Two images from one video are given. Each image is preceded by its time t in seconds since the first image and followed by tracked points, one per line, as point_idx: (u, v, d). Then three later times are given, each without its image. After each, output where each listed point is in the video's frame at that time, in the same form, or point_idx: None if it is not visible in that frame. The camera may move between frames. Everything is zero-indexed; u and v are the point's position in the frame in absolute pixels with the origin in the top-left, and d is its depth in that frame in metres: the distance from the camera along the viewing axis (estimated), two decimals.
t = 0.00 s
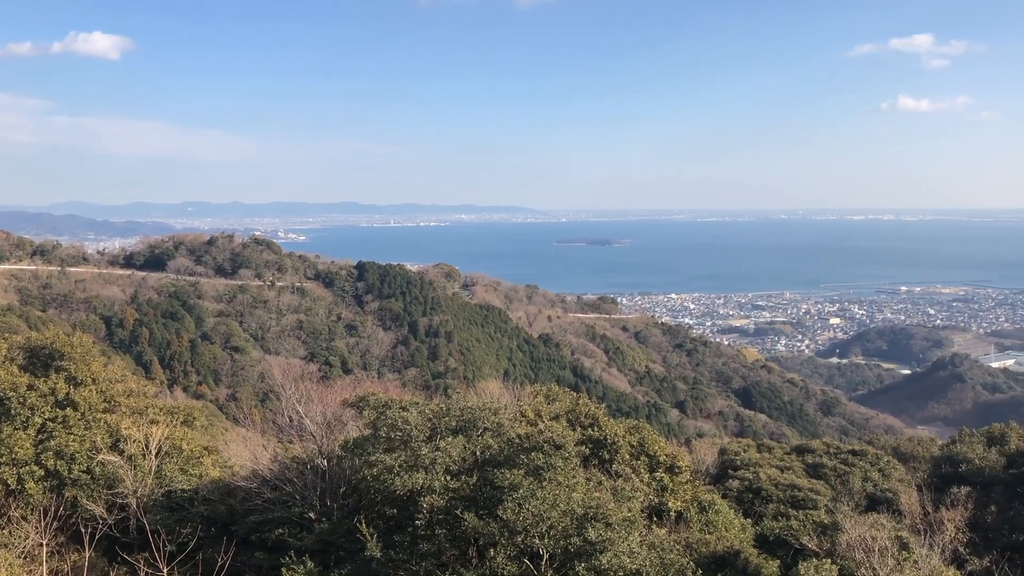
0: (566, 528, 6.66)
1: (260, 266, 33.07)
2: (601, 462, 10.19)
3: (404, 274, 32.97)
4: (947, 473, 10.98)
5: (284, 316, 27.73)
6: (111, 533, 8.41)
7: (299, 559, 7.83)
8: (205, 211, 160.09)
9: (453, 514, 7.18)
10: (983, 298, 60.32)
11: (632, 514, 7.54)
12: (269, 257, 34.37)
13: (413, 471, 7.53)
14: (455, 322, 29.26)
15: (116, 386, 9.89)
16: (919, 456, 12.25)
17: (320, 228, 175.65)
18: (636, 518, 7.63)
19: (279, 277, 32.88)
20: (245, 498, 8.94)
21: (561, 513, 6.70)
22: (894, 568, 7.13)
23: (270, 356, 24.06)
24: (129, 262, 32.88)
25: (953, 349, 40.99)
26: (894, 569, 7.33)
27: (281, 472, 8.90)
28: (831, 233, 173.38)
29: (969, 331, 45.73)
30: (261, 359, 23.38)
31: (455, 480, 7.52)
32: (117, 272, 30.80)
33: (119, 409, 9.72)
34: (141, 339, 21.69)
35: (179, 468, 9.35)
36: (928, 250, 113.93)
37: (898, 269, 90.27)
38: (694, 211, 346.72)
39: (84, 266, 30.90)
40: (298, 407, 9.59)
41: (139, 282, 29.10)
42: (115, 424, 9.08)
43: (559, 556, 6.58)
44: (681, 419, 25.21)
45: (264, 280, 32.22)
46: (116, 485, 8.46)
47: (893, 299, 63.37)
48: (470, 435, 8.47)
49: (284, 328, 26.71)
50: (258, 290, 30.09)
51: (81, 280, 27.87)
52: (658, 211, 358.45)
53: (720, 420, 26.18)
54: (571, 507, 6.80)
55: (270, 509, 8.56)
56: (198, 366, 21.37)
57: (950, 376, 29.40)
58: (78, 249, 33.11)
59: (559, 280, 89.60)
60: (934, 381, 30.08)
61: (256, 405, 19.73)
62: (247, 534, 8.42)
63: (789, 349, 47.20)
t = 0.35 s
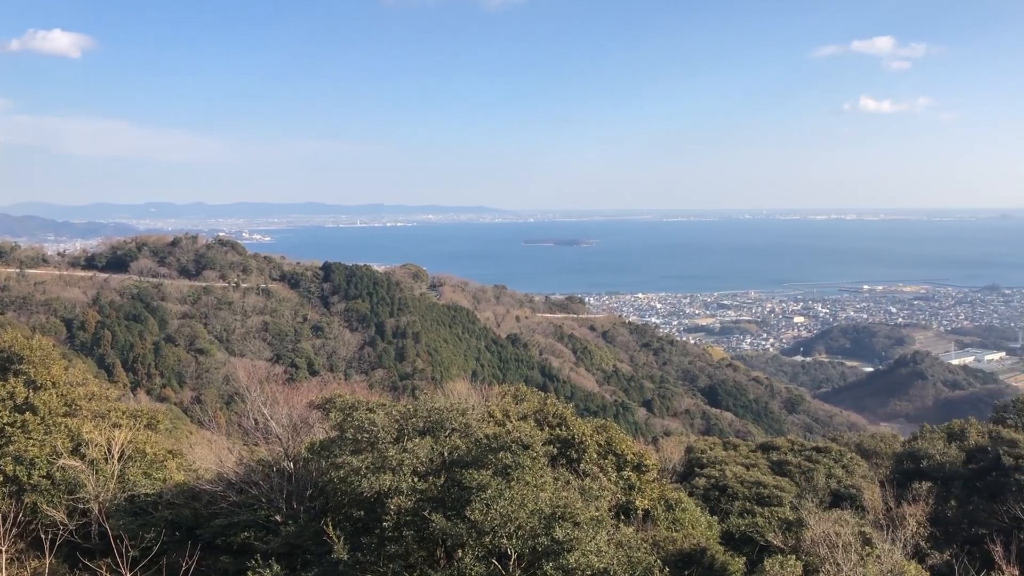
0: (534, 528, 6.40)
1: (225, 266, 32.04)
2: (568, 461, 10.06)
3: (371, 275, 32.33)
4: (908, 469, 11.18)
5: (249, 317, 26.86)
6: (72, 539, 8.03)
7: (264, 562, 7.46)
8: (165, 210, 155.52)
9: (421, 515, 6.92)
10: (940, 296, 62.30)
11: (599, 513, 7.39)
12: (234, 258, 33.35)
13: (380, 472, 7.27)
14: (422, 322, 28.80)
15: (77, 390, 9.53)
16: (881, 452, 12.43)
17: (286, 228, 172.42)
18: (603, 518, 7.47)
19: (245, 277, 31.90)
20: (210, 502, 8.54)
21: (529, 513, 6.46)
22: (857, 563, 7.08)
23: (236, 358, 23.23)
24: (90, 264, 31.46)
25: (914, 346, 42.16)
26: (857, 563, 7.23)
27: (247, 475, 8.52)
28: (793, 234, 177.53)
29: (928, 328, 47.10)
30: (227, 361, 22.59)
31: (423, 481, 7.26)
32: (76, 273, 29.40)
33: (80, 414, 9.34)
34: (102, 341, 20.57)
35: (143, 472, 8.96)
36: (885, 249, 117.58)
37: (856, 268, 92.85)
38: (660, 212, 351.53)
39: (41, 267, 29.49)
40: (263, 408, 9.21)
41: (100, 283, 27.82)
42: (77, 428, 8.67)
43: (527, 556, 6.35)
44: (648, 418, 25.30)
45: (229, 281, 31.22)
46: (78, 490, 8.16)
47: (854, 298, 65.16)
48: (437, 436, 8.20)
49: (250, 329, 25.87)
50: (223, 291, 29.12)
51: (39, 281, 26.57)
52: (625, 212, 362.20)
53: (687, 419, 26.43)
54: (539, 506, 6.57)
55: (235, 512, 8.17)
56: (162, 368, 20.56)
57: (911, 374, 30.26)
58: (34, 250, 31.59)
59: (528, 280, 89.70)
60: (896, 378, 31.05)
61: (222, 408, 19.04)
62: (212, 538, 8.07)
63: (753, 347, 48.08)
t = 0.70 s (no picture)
0: (501, 529, 6.25)
1: (187, 268, 30.85)
2: (535, 462, 9.87)
3: (336, 276, 31.53)
4: (869, 466, 11.38)
5: (212, 320, 25.83)
6: (30, 547, 7.52)
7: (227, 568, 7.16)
8: (123, 210, 150.25)
9: (387, 519, 6.67)
10: (901, 295, 64.14)
11: (565, 514, 7.28)
12: (195, 260, 32.16)
13: (345, 476, 6.96)
14: (388, 324, 28.25)
15: (34, 395, 9.47)
16: (844, 450, 12.59)
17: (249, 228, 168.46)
18: (570, 518, 7.35)
19: (207, 279, 30.77)
20: (173, 507, 8.22)
21: (495, 514, 6.33)
22: (819, 559, 7.05)
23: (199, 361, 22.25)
24: (47, 266, 29.91)
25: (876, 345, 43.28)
26: (819, 561, 7.14)
27: (209, 480, 8.11)
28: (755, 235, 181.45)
29: (889, 327, 48.39)
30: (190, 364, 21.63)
31: (389, 484, 6.99)
32: (31, 275, 27.89)
33: (37, 418, 9.20)
34: (62, 345, 19.52)
35: (104, 479, 8.60)
36: (843, 249, 120.98)
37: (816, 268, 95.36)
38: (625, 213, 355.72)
39: None
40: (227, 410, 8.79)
41: (58, 286, 26.38)
42: (34, 434, 8.48)
43: (493, 558, 6.18)
44: (614, 418, 25.32)
45: (191, 283, 30.06)
46: (35, 497, 7.73)
47: (815, 298, 66.81)
48: (403, 439, 7.87)
49: (214, 332, 24.87)
50: (185, 293, 28.02)
51: None
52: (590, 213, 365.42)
53: (653, 418, 26.61)
54: (506, 508, 6.43)
55: (198, 517, 7.87)
56: (123, 372, 19.59)
57: (873, 372, 31.06)
58: None
59: (496, 281, 89.51)
60: (858, 376, 31.82)
61: (185, 412, 18.17)
62: (174, 544, 7.74)
63: (717, 347, 48.86)
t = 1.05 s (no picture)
0: (467, 531, 6.11)
1: (150, 270, 29.68)
2: (500, 464, 9.72)
3: (301, 278, 30.74)
4: (830, 465, 11.55)
5: (175, 322, 24.82)
6: None
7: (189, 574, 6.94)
8: (77, 210, 144.63)
9: (351, 522, 6.48)
10: (861, 296, 65.92)
11: (531, 514, 7.19)
12: (158, 262, 30.97)
13: (310, 478, 6.81)
14: (354, 326, 27.70)
15: None
16: (806, 449, 12.74)
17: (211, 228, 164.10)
18: (535, 518, 7.25)
19: (169, 282, 29.69)
20: (134, 512, 8.14)
21: (461, 516, 6.19)
22: (781, 556, 7.03)
23: (162, 364, 21.28)
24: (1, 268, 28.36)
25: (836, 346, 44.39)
26: (782, 558, 7.11)
27: (172, 483, 8.08)
28: (717, 236, 185.16)
29: (851, 328, 49.59)
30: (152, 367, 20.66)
31: (354, 487, 6.86)
32: None
33: None
34: (17, 348, 18.47)
35: (63, 483, 8.57)
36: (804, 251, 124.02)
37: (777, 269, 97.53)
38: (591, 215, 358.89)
39: None
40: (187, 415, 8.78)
41: (15, 288, 24.98)
42: None
43: (459, 559, 6.03)
44: (580, 419, 25.37)
45: (154, 285, 28.95)
46: None
47: (778, 299, 68.42)
48: (368, 442, 7.75)
49: (177, 335, 23.88)
50: (147, 296, 26.93)
51: None
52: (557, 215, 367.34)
53: (618, 418, 26.76)
54: (472, 509, 6.30)
55: (159, 522, 7.78)
56: (84, 376, 18.66)
57: (835, 371, 31.79)
58: None
59: (464, 283, 89.10)
60: (820, 375, 32.54)
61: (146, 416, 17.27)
62: (136, 549, 7.59)
63: (682, 347, 49.58)
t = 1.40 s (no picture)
0: (432, 533, 6.14)
1: (109, 271, 28.45)
2: (465, 466, 9.45)
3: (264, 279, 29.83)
4: (792, 465, 11.68)
5: (135, 324, 23.77)
6: None
7: None
8: (26, 209, 138.49)
9: (315, 524, 6.51)
10: (821, 298, 67.59)
11: (496, 516, 7.15)
12: (118, 262, 29.71)
13: (273, 482, 6.83)
14: (316, 328, 27.06)
15: None
16: (768, 448, 12.85)
17: (171, 228, 159.19)
18: (500, 519, 7.19)
19: (129, 282, 28.46)
20: (92, 518, 8.09)
21: (426, 518, 6.19)
22: (745, 555, 7.00)
23: (121, 366, 20.29)
24: None
25: (797, 346, 45.42)
26: (744, 557, 7.08)
27: (132, 488, 7.99)
28: (681, 238, 187.95)
29: (812, 329, 50.73)
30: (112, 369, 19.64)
31: (317, 490, 6.88)
32: None
33: None
34: None
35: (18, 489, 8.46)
36: (765, 253, 126.88)
37: (740, 271, 99.47)
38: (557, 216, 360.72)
39: None
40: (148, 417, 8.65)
41: None
42: None
43: (424, 561, 6.13)
44: (546, 420, 25.27)
45: (112, 286, 27.73)
46: None
47: (740, 300, 69.76)
48: (332, 445, 7.76)
49: (137, 337, 22.85)
50: (105, 297, 25.78)
51: None
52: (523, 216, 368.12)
53: (583, 419, 26.80)
54: (437, 511, 6.31)
55: (120, 527, 7.72)
56: (40, 378, 17.57)
57: (797, 371, 32.47)
58: None
59: (431, 284, 88.40)
60: (782, 375, 33.19)
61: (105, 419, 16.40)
62: (94, 555, 7.50)
63: (647, 348, 50.09)
